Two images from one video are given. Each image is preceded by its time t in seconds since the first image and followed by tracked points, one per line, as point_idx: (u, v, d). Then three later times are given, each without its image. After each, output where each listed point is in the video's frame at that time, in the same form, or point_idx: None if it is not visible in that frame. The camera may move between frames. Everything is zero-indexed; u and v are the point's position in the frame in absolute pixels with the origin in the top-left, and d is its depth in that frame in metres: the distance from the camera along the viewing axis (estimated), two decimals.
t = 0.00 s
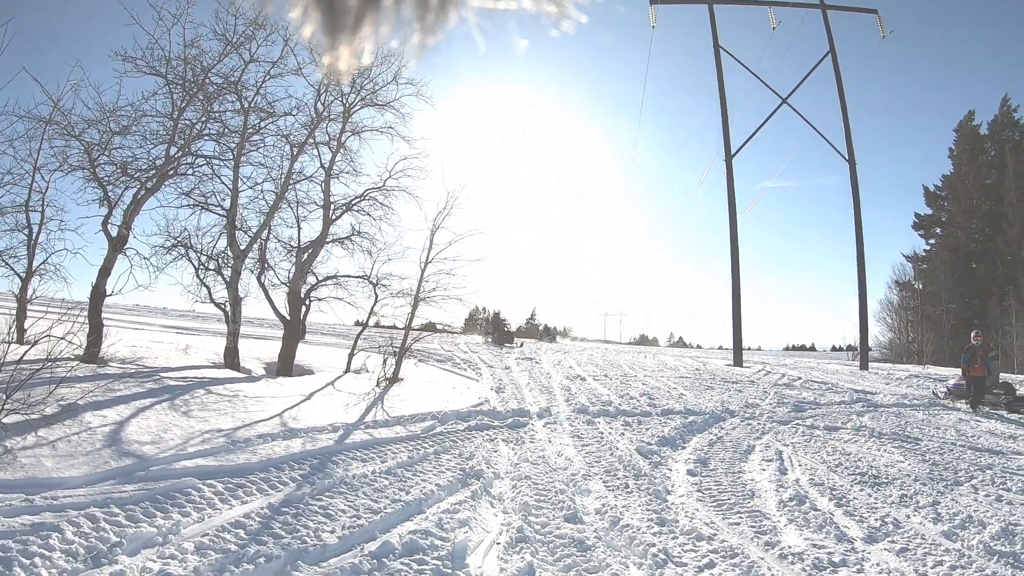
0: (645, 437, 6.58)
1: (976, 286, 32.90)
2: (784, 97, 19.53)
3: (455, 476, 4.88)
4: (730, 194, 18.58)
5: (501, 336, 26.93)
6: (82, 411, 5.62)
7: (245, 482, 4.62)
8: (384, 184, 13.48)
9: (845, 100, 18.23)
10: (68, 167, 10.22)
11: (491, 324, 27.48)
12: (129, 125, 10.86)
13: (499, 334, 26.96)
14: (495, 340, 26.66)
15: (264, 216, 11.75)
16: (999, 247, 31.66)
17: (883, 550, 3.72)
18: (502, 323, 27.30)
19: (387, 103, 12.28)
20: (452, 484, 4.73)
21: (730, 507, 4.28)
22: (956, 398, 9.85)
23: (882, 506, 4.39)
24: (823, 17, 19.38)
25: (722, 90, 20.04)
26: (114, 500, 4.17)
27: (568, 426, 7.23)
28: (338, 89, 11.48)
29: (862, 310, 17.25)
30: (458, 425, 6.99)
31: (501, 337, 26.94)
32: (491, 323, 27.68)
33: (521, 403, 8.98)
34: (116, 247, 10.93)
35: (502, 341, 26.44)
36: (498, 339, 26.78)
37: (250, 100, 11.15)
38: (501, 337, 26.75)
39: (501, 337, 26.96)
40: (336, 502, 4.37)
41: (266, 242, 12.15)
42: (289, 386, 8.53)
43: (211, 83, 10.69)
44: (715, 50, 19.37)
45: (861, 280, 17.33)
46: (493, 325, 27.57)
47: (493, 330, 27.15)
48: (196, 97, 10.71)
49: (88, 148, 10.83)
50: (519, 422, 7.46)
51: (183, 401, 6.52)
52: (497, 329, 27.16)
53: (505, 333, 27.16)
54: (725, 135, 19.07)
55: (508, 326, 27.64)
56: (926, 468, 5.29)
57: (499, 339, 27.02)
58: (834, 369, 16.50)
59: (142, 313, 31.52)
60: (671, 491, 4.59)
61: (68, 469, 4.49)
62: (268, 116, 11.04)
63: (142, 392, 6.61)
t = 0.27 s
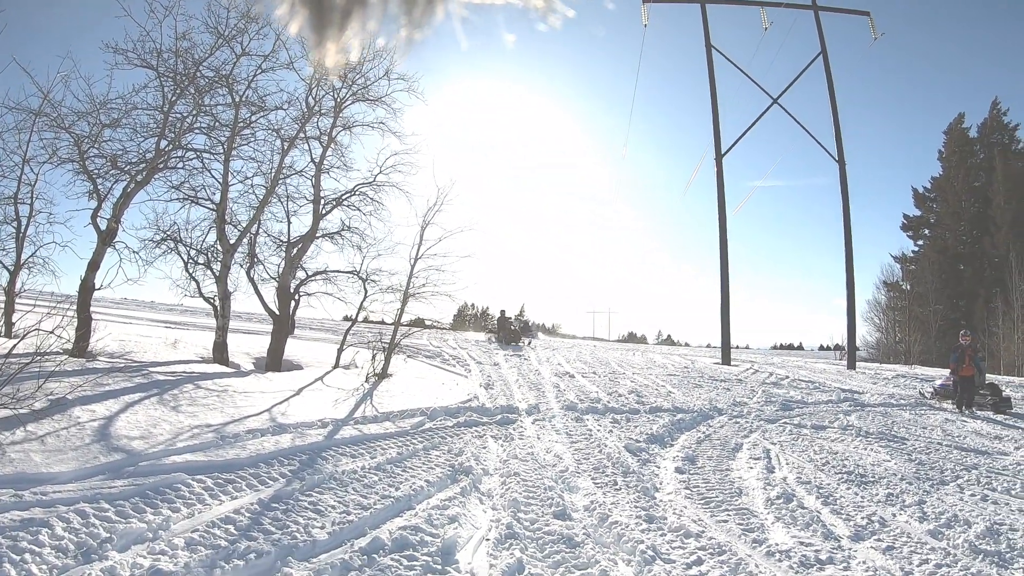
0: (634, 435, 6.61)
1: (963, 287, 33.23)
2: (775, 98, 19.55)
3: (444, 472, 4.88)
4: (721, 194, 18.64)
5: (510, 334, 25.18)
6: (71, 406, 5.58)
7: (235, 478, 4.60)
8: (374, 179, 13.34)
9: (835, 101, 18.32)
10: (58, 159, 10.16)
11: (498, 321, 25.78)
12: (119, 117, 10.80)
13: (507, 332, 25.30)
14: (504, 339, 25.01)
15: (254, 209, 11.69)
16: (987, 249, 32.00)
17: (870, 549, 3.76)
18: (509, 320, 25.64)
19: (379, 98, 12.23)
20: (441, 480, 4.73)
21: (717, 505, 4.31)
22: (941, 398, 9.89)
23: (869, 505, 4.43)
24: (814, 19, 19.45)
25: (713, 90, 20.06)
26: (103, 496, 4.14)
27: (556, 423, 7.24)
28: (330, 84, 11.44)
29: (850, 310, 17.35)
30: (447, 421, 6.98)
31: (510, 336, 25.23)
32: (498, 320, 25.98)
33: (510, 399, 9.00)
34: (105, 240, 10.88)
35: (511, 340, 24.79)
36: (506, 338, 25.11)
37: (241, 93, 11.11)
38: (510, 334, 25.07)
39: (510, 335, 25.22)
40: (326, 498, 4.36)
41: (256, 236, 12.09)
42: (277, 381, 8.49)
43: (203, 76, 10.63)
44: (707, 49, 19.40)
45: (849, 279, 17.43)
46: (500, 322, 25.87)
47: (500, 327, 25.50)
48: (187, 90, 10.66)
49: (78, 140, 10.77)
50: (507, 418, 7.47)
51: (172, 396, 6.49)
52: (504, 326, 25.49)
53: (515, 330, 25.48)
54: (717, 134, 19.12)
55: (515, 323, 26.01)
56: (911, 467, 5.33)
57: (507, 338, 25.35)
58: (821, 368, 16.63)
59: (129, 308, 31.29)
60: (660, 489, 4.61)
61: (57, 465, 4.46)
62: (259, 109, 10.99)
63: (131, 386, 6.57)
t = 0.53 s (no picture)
0: (629, 432, 6.62)
1: (958, 289, 33.36)
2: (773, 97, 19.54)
3: (440, 469, 4.88)
4: (716, 193, 18.66)
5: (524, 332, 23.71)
6: (67, 400, 5.56)
7: (231, 473, 4.60)
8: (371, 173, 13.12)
9: (832, 101, 18.34)
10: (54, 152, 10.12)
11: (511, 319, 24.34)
12: (116, 110, 10.75)
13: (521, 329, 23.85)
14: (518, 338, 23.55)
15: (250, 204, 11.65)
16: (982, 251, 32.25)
17: (864, 548, 3.78)
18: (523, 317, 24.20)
19: (377, 93, 12.20)
20: (437, 476, 4.74)
21: (712, 503, 4.32)
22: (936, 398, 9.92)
23: (863, 504, 4.45)
24: (813, 18, 19.39)
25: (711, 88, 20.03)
26: (99, 491, 4.13)
27: (551, 420, 7.25)
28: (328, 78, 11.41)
29: (845, 310, 17.41)
30: (443, 417, 6.98)
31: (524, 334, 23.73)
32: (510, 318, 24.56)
33: (505, 396, 9.01)
34: (100, 234, 10.84)
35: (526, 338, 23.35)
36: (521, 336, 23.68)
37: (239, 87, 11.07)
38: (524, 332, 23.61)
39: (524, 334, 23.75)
40: (322, 494, 4.36)
41: (252, 231, 12.06)
42: (273, 376, 8.48)
43: (201, 70, 10.58)
44: (704, 47, 19.36)
45: (844, 279, 17.48)
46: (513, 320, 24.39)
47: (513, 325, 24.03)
48: (185, 83, 10.61)
49: (74, 133, 10.71)
50: (503, 415, 7.47)
51: (168, 390, 6.48)
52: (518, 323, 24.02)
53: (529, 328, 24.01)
54: (713, 133, 19.14)
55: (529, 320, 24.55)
56: (905, 467, 5.35)
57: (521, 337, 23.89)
58: (815, 367, 16.69)
59: (123, 301, 31.16)
60: (655, 487, 4.62)
61: (53, 459, 4.45)
62: (257, 103, 10.95)
63: (126, 380, 6.56)
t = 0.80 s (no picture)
0: (625, 430, 6.62)
1: (955, 288, 33.37)
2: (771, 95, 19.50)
3: (436, 465, 4.88)
4: (714, 191, 18.64)
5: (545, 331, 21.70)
6: (63, 396, 5.56)
7: (227, 469, 4.60)
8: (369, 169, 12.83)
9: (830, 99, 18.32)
10: (51, 147, 10.10)
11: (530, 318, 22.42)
12: (113, 106, 10.72)
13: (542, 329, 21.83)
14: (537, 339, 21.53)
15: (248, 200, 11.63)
16: (979, 251, 32.27)
17: (858, 546, 3.79)
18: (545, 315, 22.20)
19: (375, 89, 12.19)
20: (434, 472, 4.74)
21: (708, 500, 4.33)
22: (932, 397, 9.93)
23: (859, 502, 4.46)
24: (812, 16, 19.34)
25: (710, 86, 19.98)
26: (96, 487, 4.12)
27: (548, 417, 7.25)
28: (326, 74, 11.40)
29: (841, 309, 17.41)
30: (439, 414, 6.98)
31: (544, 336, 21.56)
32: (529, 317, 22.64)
33: (501, 392, 9.01)
34: (97, 229, 10.82)
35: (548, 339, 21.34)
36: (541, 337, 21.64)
37: (237, 83, 11.05)
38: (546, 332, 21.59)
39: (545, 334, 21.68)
40: (318, 490, 4.36)
41: (250, 226, 12.04)
42: (269, 372, 8.47)
43: (199, 65, 10.57)
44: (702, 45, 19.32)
45: (841, 278, 17.48)
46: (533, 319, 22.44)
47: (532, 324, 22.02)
48: (183, 79, 10.59)
49: (71, 128, 10.68)
50: (499, 411, 7.47)
51: (164, 386, 6.47)
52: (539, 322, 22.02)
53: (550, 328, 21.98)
54: (711, 131, 19.11)
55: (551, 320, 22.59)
56: (901, 466, 5.36)
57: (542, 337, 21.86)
58: (811, 366, 16.71)
59: (119, 296, 31.11)
60: (651, 484, 4.63)
61: (50, 455, 4.44)
62: (255, 99, 10.94)
63: (123, 376, 6.55)
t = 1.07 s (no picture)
0: (625, 427, 6.62)
1: (954, 285, 33.24)
2: (770, 91, 19.48)
3: (436, 463, 4.88)
4: (713, 187, 18.65)
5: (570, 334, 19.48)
6: (64, 395, 5.56)
7: (227, 467, 4.60)
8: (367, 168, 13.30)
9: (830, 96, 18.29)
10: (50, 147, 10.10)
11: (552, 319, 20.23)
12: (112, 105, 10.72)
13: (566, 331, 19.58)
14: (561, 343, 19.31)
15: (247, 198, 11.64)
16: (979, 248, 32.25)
17: (858, 543, 3.79)
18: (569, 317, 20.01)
19: (374, 87, 12.18)
20: (434, 470, 4.74)
21: (707, 497, 4.33)
22: (932, 393, 9.93)
23: (859, 499, 4.46)
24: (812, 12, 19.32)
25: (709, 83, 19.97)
26: (97, 486, 4.13)
27: (548, 415, 7.25)
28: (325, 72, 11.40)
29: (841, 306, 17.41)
30: (439, 412, 6.98)
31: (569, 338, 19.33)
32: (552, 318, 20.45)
33: (501, 390, 9.00)
34: (97, 229, 10.83)
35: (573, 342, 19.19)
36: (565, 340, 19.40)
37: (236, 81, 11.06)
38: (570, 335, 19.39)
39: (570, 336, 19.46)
40: (318, 488, 4.36)
41: (249, 225, 12.06)
42: (269, 370, 8.48)
43: (197, 64, 10.56)
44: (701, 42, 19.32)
45: (841, 274, 17.47)
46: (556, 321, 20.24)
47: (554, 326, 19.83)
48: (182, 78, 10.59)
49: (70, 128, 10.69)
50: (499, 409, 7.47)
51: (164, 385, 6.48)
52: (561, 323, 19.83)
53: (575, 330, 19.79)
54: (710, 128, 19.07)
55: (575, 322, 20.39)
56: (901, 463, 5.36)
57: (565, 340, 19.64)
58: (811, 363, 16.71)
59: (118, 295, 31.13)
60: (651, 481, 4.63)
61: (51, 454, 4.45)
62: (253, 98, 10.94)
63: (123, 375, 6.56)
